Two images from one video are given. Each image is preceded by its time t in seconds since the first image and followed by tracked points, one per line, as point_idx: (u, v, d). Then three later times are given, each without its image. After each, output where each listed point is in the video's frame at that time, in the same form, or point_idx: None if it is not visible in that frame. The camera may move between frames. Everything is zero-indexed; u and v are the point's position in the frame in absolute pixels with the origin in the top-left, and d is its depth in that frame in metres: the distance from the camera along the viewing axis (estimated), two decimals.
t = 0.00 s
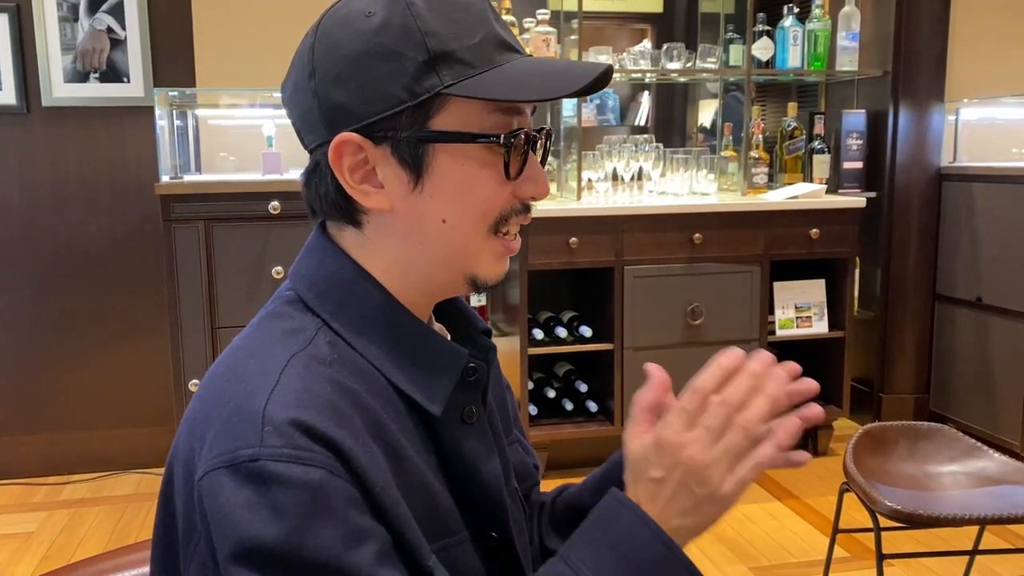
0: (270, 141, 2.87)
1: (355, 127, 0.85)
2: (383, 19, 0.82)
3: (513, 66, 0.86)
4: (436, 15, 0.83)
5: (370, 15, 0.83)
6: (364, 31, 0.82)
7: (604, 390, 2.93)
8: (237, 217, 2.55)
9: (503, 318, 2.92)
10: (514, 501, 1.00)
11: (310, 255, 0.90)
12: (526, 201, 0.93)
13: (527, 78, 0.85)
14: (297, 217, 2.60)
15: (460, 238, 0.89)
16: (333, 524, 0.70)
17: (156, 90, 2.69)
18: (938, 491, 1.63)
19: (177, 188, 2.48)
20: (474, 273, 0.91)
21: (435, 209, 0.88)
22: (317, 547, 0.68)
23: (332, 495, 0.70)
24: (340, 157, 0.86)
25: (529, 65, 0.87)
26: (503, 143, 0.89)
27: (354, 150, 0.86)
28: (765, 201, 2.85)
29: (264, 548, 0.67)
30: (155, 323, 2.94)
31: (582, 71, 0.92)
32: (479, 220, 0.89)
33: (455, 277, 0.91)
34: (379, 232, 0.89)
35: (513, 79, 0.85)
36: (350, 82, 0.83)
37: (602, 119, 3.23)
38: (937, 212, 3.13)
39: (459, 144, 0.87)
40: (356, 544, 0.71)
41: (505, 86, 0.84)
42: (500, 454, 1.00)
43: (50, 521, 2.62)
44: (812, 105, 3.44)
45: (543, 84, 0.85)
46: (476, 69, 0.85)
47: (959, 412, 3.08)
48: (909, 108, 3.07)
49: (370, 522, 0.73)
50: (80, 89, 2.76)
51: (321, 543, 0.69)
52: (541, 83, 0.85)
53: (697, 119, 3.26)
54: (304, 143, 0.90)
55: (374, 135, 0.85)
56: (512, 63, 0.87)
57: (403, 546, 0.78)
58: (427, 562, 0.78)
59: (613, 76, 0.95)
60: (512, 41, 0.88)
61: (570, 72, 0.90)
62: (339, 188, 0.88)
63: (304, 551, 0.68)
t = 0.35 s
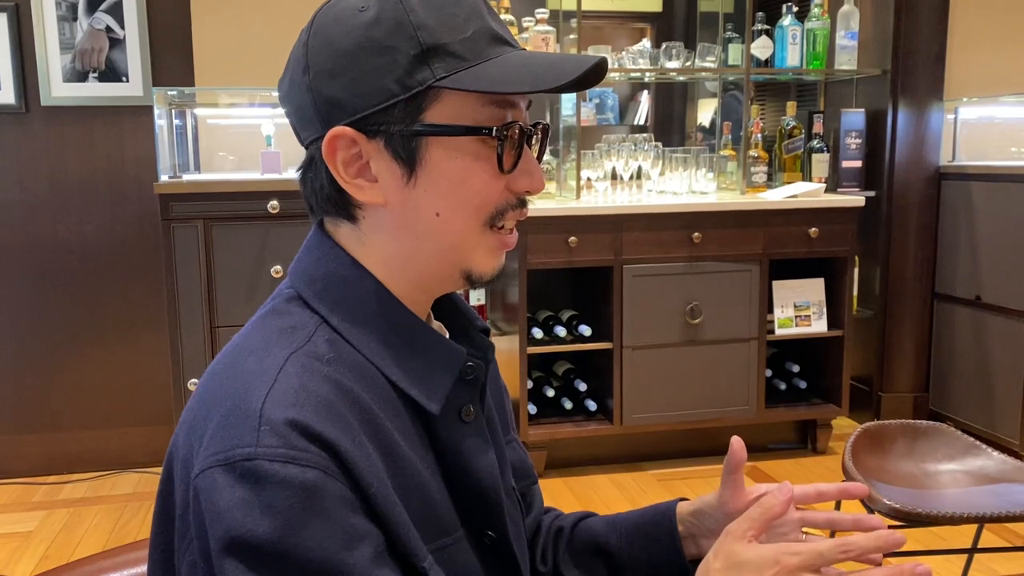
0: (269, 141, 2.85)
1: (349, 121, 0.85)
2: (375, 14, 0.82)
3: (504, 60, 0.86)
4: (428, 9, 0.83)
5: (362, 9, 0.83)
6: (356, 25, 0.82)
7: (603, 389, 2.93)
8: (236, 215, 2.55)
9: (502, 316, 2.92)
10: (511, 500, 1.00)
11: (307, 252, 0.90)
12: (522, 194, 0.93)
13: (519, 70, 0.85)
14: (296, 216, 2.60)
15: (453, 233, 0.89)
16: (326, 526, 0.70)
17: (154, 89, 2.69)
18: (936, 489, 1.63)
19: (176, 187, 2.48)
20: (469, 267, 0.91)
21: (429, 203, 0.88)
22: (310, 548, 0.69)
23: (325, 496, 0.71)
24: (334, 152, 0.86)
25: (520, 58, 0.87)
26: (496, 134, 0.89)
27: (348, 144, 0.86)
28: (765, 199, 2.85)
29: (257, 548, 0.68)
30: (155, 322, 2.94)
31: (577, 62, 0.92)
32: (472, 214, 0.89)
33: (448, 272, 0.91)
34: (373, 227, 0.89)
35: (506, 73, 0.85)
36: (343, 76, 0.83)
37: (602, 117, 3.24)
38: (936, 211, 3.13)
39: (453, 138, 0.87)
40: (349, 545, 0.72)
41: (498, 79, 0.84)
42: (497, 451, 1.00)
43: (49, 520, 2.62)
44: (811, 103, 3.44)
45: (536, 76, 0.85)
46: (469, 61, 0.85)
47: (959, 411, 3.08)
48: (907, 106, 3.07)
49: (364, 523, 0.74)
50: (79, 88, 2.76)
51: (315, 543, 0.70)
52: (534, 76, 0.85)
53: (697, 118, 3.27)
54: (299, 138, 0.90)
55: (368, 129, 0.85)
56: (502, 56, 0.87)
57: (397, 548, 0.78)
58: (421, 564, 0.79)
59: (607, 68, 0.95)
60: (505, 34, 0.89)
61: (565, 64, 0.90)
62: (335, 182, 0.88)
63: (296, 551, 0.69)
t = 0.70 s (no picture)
0: (268, 140, 2.85)
1: (357, 122, 0.84)
2: (392, 17, 0.82)
3: (519, 75, 0.86)
4: (445, 17, 0.83)
5: (380, 11, 0.83)
6: (372, 26, 0.82)
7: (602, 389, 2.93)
8: (235, 215, 2.55)
9: (501, 316, 2.93)
10: (508, 501, 1.00)
11: (305, 251, 0.90)
12: (521, 209, 0.93)
13: (531, 88, 0.85)
14: (296, 215, 2.60)
15: (451, 241, 0.89)
16: (318, 526, 0.70)
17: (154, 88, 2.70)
18: (936, 489, 1.63)
19: (175, 187, 2.48)
20: (461, 276, 0.92)
21: (429, 211, 0.88)
22: (303, 549, 0.69)
23: (318, 497, 0.71)
24: (338, 152, 0.86)
25: (533, 74, 0.87)
26: (502, 151, 0.89)
27: (353, 145, 0.85)
28: (766, 199, 2.85)
29: (250, 548, 0.68)
30: (155, 321, 2.94)
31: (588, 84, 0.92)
32: (469, 228, 0.90)
33: (443, 279, 0.92)
34: (372, 228, 0.90)
35: (516, 89, 0.85)
36: (354, 77, 0.83)
37: (601, 117, 3.23)
38: (936, 210, 3.13)
39: (458, 148, 0.87)
40: (343, 546, 0.72)
41: (508, 96, 0.84)
42: (494, 453, 1.00)
43: (49, 520, 2.62)
44: (810, 103, 3.44)
45: (546, 95, 0.86)
46: (480, 75, 0.85)
47: (958, 410, 3.08)
48: (907, 106, 3.08)
49: (358, 524, 0.74)
50: (78, 87, 2.76)
51: (308, 543, 0.70)
52: (544, 95, 0.85)
53: (696, 118, 3.27)
54: (305, 132, 0.90)
55: (374, 132, 0.85)
56: (514, 71, 0.87)
57: (392, 548, 0.78)
58: (415, 563, 0.79)
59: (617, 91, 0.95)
60: (519, 48, 0.89)
61: (576, 85, 0.90)
62: (336, 181, 0.88)
63: (289, 552, 0.69)
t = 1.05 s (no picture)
0: (268, 139, 2.85)
1: (363, 122, 0.84)
2: (388, 15, 0.82)
3: (519, 61, 0.87)
4: (440, 11, 0.84)
5: (373, 10, 0.83)
6: (368, 26, 0.82)
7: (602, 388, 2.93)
8: (235, 214, 2.55)
9: (501, 315, 2.93)
10: (510, 502, 1.00)
11: (306, 253, 0.90)
12: (527, 193, 0.94)
13: (532, 73, 0.86)
14: (295, 214, 2.60)
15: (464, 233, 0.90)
16: (319, 528, 0.70)
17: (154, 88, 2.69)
18: (936, 488, 1.63)
19: (175, 186, 2.48)
20: (477, 267, 0.92)
21: (442, 203, 0.88)
22: (304, 552, 0.69)
23: (320, 499, 0.71)
24: (346, 152, 0.85)
25: (533, 60, 0.89)
26: (511, 135, 0.90)
27: (360, 145, 0.85)
28: (765, 198, 2.86)
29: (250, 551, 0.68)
30: (154, 320, 2.94)
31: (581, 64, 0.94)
32: (484, 215, 0.90)
33: (456, 270, 0.92)
34: (382, 228, 0.89)
35: (517, 74, 0.86)
36: (357, 78, 0.82)
37: (600, 116, 3.24)
38: (935, 209, 3.14)
39: (468, 138, 0.87)
40: (345, 548, 0.72)
41: (517, 80, 0.85)
42: (496, 453, 1.00)
43: (49, 519, 2.62)
44: (809, 102, 3.45)
45: (549, 79, 0.87)
46: (482, 63, 0.85)
47: (957, 409, 3.09)
48: (906, 105, 3.08)
49: (359, 526, 0.74)
50: (78, 87, 2.76)
51: (309, 546, 0.70)
52: (547, 78, 0.87)
53: (695, 117, 3.27)
54: (303, 138, 0.89)
55: (380, 130, 0.85)
56: (512, 58, 0.87)
57: (393, 550, 0.78)
58: (416, 564, 0.79)
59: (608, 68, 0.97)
60: (513, 36, 0.89)
61: (572, 66, 0.91)
62: (345, 183, 0.87)
63: (290, 554, 0.69)
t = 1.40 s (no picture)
0: (267, 138, 2.87)
1: (338, 123, 0.84)
2: (354, 12, 0.82)
3: (490, 49, 0.86)
4: (408, 4, 0.83)
5: (342, 10, 0.83)
6: (336, 26, 0.82)
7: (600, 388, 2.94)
8: (234, 213, 2.55)
9: (499, 315, 2.93)
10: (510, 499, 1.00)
11: (301, 252, 0.90)
12: (517, 184, 0.93)
13: (502, 58, 0.85)
14: (294, 214, 2.60)
15: (450, 228, 0.89)
16: (341, 509, 0.71)
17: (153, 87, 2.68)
18: (933, 488, 1.63)
19: (173, 185, 2.47)
20: (468, 261, 0.92)
21: (424, 198, 0.88)
22: (330, 531, 0.70)
23: (339, 480, 0.71)
24: (325, 155, 0.86)
25: (506, 46, 0.87)
26: (488, 126, 0.89)
27: (337, 146, 0.86)
28: (764, 198, 2.86)
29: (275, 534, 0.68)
30: (153, 319, 2.94)
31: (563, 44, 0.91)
32: (469, 207, 0.89)
33: (447, 265, 0.91)
34: (369, 228, 0.89)
35: (485, 62, 0.84)
36: (327, 79, 0.83)
37: (600, 116, 3.24)
38: (934, 209, 3.13)
39: (445, 132, 0.87)
40: (369, 523, 0.72)
41: (485, 69, 0.84)
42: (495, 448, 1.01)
43: (47, 519, 2.61)
44: (808, 101, 3.45)
45: (518, 63, 0.85)
46: (452, 54, 0.84)
47: (956, 409, 3.09)
48: (905, 105, 3.07)
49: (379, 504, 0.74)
50: (76, 86, 2.75)
51: (334, 526, 0.70)
52: (519, 61, 0.85)
53: (695, 117, 3.27)
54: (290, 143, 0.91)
55: (356, 130, 0.85)
56: (483, 45, 0.86)
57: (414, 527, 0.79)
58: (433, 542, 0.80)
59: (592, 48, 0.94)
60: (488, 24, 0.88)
61: (550, 47, 0.89)
62: (327, 185, 0.88)
63: (314, 536, 0.69)
